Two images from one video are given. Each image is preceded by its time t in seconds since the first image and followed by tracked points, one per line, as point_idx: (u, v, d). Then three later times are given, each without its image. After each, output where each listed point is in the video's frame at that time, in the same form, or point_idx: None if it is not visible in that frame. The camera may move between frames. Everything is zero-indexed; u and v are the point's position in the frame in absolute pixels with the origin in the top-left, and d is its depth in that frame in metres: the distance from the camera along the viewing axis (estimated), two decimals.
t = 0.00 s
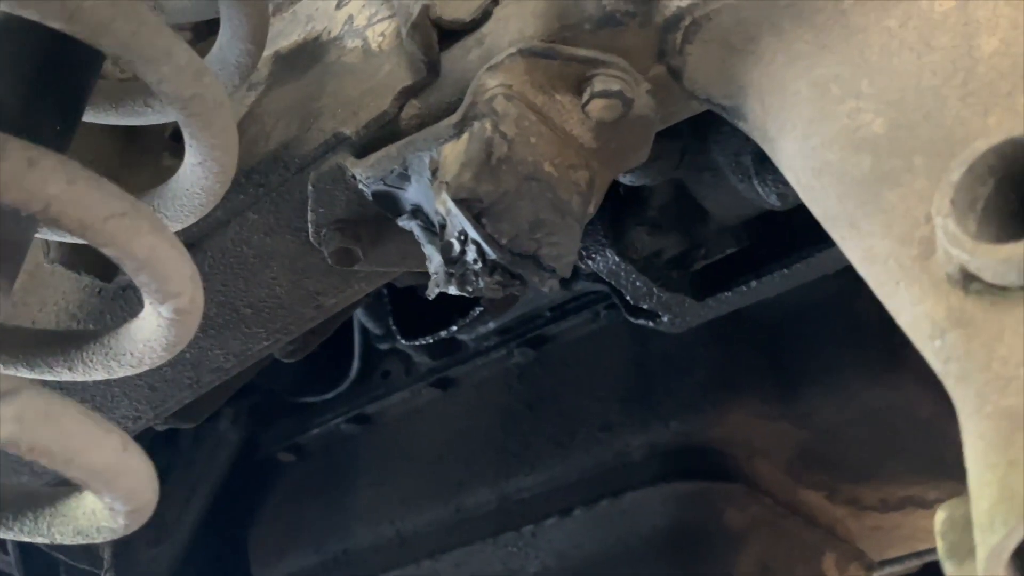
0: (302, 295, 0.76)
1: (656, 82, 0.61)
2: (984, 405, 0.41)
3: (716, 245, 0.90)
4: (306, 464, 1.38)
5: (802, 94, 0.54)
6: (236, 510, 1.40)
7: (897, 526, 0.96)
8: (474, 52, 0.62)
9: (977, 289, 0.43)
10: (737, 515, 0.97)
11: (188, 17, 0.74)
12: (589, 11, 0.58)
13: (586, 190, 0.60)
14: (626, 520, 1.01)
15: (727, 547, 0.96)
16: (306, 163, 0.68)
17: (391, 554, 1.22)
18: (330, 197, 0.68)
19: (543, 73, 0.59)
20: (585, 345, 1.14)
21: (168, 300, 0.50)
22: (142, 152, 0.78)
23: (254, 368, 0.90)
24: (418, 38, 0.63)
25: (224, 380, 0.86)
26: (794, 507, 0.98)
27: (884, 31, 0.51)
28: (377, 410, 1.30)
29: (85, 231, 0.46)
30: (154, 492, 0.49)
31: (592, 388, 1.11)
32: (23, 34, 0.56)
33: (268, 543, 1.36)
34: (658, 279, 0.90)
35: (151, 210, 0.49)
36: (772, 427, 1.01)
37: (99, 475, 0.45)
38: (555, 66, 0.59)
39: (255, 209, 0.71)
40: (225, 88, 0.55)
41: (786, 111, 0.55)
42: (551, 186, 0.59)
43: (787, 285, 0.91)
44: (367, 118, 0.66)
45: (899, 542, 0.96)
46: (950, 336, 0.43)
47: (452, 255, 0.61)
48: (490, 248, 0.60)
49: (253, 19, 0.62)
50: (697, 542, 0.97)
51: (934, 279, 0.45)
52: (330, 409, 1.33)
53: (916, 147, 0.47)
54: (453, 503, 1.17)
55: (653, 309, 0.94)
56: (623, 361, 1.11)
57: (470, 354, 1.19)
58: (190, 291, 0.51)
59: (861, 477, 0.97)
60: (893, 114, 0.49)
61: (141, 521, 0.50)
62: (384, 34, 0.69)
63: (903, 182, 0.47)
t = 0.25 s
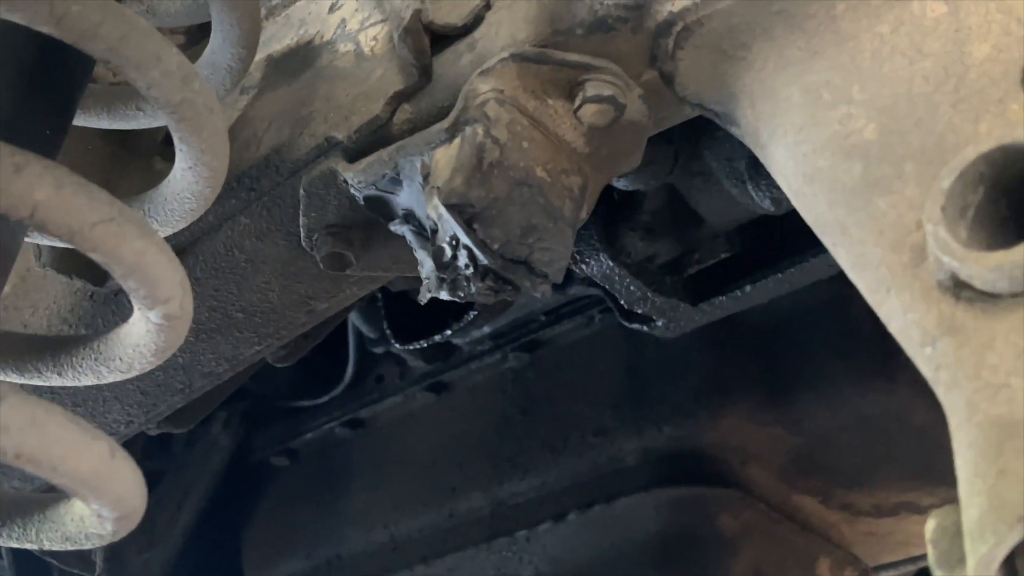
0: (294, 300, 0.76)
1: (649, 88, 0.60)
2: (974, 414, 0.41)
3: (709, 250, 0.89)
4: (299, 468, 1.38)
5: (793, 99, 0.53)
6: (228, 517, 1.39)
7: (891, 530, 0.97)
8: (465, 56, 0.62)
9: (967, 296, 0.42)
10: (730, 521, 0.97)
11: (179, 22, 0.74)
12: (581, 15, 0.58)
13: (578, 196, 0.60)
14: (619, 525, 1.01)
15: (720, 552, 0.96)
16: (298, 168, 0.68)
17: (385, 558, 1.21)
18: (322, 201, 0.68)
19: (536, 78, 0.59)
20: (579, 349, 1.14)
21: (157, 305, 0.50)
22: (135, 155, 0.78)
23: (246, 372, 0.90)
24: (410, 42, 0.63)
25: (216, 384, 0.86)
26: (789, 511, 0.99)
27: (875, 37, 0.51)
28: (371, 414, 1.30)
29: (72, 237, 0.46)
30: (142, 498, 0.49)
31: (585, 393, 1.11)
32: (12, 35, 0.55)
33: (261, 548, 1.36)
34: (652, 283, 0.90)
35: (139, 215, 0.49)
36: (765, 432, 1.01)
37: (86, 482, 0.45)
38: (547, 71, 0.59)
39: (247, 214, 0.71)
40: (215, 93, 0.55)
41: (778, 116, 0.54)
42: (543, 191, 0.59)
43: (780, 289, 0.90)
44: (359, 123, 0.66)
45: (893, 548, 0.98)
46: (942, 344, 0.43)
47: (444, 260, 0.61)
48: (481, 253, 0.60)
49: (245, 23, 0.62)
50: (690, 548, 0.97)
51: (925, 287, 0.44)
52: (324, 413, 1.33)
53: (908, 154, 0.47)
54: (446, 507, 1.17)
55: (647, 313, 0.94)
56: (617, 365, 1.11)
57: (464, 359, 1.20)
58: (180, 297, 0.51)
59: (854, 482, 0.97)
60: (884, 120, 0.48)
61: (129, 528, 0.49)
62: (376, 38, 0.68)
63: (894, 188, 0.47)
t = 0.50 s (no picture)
0: (288, 297, 0.76)
1: (642, 84, 0.60)
2: (966, 408, 0.40)
3: (704, 249, 0.90)
4: (297, 467, 1.38)
5: (786, 95, 0.53)
6: (227, 516, 1.39)
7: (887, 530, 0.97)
8: (459, 52, 0.62)
9: (959, 291, 0.42)
10: (727, 520, 0.97)
11: (174, 18, 0.73)
12: (574, 11, 0.58)
13: (572, 191, 0.60)
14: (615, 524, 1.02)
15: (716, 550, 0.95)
16: (292, 164, 0.68)
17: (381, 557, 1.21)
18: (315, 198, 0.68)
19: (529, 74, 0.59)
20: (576, 348, 1.14)
21: (148, 300, 0.50)
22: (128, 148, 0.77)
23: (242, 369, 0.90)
24: (403, 34, 0.62)
25: (211, 382, 0.86)
26: (785, 511, 0.99)
27: (868, 32, 0.50)
28: (368, 413, 1.30)
29: (61, 231, 0.46)
30: (132, 493, 0.49)
31: (582, 391, 1.11)
32: (8, 36, 0.55)
33: (258, 547, 1.35)
34: (647, 282, 0.90)
35: (129, 209, 0.49)
36: (761, 430, 1.01)
37: (76, 476, 0.45)
38: (540, 67, 0.59)
39: (240, 210, 0.71)
40: (206, 88, 0.55)
41: (771, 112, 0.54)
42: (536, 187, 0.59)
43: (775, 288, 0.90)
44: (353, 119, 0.66)
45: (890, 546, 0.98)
46: (933, 339, 0.43)
47: (437, 255, 0.61)
48: (474, 250, 0.59)
49: (238, 19, 0.62)
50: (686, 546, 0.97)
51: (916, 281, 0.44)
52: (322, 412, 1.33)
53: (900, 148, 0.47)
54: (442, 506, 1.17)
55: (643, 312, 0.94)
56: (614, 364, 1.11)
57: (461, 357, 1.20)
58: (170, 291, 0.51)
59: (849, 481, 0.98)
60: (877, 115, 0.48)
61: (119, 522, 0.49)
62: (371, 35, 0.68)
63: (886, 183, 0.47)
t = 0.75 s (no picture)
0: (280, 298, 0.75)
1: (633, 85, 0.60)
2: (955, 412, 0.40)
3: (698, 251, 0.91)
4: (292, 470, 1.37)
5: (777, 96, 0.53)
6: (221, 519, 1.38)
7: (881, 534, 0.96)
8: (450, 53, 0.62)
9: (950, 293, 0.42)
10: (721, 524, 0.96)
11: (165, 18, 0.73)
12: (564, 12, 0.58)
13: (563, 193, 0.60)
14: (610, 528, 1.01)
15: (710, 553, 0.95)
16: (283, 165, 0.68)
17: (376, 560, 1.21)
18: (306, 199, 0.67)
19: (519, 75, 0.58)
20: (571, 351, 1.14)
21: (133, 301, 0.50)
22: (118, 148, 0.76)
23: (234, 371, 0.89)
24: (394, 39, 0.62)
25: (202, 384, 0.86)
26: (778, 512, 0.99)
27: (860, 33, 0.50)
28: (363, 415, 1.29)
29: (45, 230, 0.45)
30: (117, 495, 0.49)
31: (577, 394, 1.11)
32: None
33: (252, 549, 1.35)
34: (640, 284, 0.90)
35: (113, 208, 0.48)
36: (756, 433, 1.00)
37: (59, 478, 0.45)
38: (531, 67, 0.58)
39: (231, 211, 0.70)
40: (194, 88, 0.54)
41: (762, 113, 0.54)
42: (527, 188, 0.58)
43: (770, 292, 0.90)
44: (344, 119, 0.65)
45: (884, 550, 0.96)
46: (923, 341, 0.42)
47: (427, 257, 0.61)
48: (465, 251, 0.59)
49: (227, 18, 0.61)
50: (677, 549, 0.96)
51: (906, 284, 0.44)
52: (317, 414, 1.32)
53: (891, 150, 0.46)
54: (437, 509, 1.16)
55: (637, 315, 0.93)
56: (609, 366, 1.11)
57: (455, 359, 1.19)
58: (156, 292, 0.50)
59: (844, 485, 0.97)
60: (868, 117, 0.48)
61: (104, 525, 0.49)
62: (362, 35, 0.68)
63: (876, 184, 0.46)
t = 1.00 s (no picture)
0: (279, 298, 0.75)
1: (634, 83, 0.60)
2: (958, 413, 0.40)
3: (699, 251, 0.90)
4: (291, 471, 1.37)
5: (778, 94, 0.53)
6: (222, 521, 1.38)
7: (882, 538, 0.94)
8: (450, 51, 0.61)
9: (953, 293, 0.41)
10: (721, 526, 0.96)
11: (164, 17, 0.73)
12: (565, 10, 0.57)
13: (563, 193, 0.59)
14: (610, 530, 1.00)
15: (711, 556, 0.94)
16: (282, 164, 0.67)
17: (375, 561, 1.20)
18: (305, 198, 0.67)
19: (520, 74, 0.58)
20: (571, 352, 1.13)
21: (130, 300, 0.49)
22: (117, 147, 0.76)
23: (233, 371, 0.89)
24: (394, 38, 0.62)
25: (201, 384, 0.85)
26: (779, 515, 0.98)
27: (863, 31, 0.50)
28: (363, 416, 1.29)
29: (40, 228, 0.45)
30: (113, 495, 0.49)
31: (577, 395, 1.11)
32: None
33: (251, 551, 1.35)
34: (641, 285, 0.90)
35: (109, 206, 0.48)
36: (756, 435, 1.00)
37: (54, 478, 0.44)
38: (531, 66, 0.58)
39: (230, 210, 0.70)
40: (192, 85, 0.54)
41: (763, 112, 0.53)
42: (527, 187, 0.58)
43: (771, 292, 0.90)
44: (344, 118, 0.65)
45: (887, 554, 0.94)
46: (926, 342, 0.42)
47: (427, 257, 0.60)
48: (464, 251, 0.59)
49: (226, 15, 0.61)
50: (678, 553, 0.96)
51: (909, 284, 0.43)
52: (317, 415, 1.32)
53: (894, 148, 0.46)
54: (437, 511, 1.16)
55: (638, 316, 0.93)
56: (610, 368, 1.10)
57: (455, 361, 1.19)
58: (153, 291, 0.50)
59: (846, 488, 0.96)
60: (871, 115, 0.47)
61: (100, 525, 0.49)
62: (362, 34, 0.68)
63: (879, 183, 0.46)
